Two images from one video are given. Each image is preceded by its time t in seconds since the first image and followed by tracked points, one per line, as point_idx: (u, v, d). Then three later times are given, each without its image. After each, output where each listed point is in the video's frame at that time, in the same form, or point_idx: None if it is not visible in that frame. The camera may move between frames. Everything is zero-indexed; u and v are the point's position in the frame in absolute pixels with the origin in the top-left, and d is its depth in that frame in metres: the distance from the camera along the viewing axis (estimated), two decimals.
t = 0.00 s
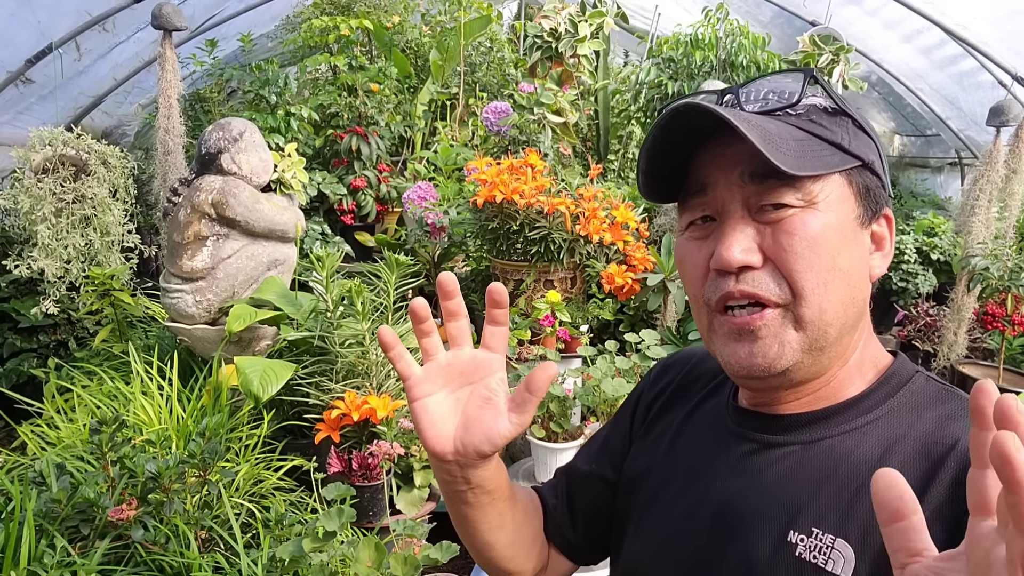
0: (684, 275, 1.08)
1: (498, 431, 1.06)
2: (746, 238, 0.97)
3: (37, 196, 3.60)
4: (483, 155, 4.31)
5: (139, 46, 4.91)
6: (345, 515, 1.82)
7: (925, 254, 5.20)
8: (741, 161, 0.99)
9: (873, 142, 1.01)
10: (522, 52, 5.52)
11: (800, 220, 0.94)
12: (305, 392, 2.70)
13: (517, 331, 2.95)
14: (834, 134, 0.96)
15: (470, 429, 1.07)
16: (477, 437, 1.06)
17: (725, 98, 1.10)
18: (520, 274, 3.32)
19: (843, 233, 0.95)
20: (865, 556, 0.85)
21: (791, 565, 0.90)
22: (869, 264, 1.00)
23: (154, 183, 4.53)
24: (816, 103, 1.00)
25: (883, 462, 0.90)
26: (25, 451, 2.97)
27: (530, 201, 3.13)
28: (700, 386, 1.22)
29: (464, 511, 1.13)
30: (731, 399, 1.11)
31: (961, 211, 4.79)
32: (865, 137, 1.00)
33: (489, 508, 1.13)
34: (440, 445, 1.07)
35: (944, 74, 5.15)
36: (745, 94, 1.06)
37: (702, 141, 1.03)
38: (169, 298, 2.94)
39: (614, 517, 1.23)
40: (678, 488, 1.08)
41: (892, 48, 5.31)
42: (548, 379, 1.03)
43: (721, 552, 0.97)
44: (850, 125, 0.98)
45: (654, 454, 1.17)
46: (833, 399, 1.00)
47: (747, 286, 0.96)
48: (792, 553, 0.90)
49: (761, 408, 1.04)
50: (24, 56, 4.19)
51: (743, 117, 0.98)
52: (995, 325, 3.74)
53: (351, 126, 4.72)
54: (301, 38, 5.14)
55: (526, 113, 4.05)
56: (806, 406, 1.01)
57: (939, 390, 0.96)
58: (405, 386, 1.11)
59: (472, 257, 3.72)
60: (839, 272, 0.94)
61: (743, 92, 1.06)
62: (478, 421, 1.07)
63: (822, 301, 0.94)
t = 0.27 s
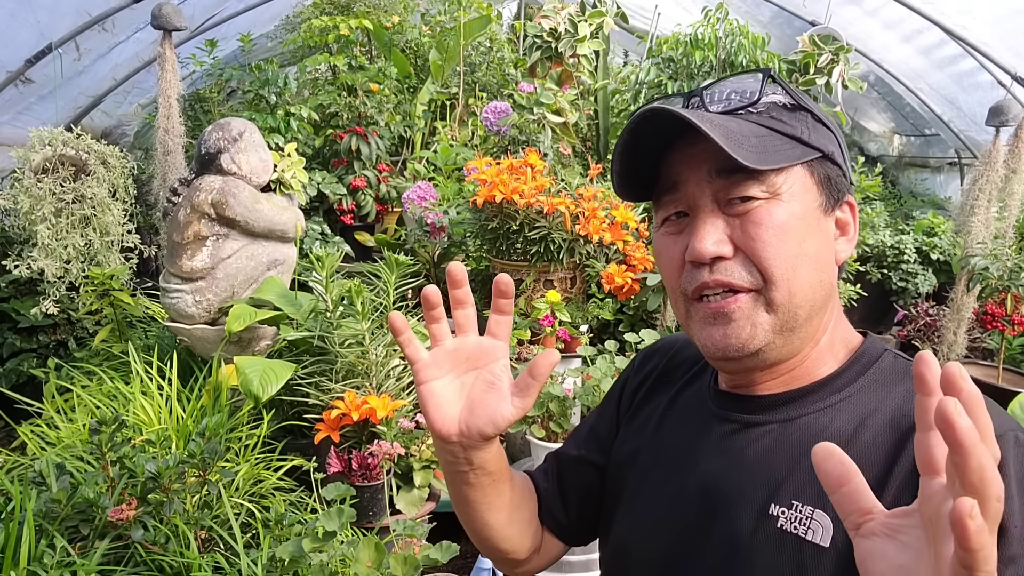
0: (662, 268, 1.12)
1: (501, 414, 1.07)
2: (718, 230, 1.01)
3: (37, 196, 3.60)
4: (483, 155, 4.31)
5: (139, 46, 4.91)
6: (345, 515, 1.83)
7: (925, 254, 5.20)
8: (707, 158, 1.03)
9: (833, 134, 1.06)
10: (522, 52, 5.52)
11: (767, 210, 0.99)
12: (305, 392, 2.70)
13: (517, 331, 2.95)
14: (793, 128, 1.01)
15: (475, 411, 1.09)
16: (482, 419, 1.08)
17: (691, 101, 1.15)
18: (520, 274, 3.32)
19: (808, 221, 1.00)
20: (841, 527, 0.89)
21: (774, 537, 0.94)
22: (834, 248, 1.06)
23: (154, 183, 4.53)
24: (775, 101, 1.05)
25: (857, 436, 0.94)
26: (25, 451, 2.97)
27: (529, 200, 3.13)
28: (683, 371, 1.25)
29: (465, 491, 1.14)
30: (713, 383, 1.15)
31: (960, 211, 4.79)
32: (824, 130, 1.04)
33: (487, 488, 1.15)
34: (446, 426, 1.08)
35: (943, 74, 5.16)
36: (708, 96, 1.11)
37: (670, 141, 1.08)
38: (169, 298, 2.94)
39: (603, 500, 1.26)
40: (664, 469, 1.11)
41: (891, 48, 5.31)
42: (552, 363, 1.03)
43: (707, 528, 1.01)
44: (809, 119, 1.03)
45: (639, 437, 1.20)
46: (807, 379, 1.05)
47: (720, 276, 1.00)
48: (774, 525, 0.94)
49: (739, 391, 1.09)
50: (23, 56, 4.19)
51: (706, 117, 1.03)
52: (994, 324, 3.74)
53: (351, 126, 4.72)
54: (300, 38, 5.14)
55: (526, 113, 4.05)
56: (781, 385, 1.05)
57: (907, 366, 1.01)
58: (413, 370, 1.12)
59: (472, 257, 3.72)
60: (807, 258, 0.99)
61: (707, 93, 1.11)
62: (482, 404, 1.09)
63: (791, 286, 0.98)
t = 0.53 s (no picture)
0: (642, 285, 1.12)
1: (526, 410, 1.06)
2: (693, 252, 1.01)
3: (36, 196, 3.60)
4: (482, 154, 4.31)
5: (138, 46, 4.90)
6: (345, 516, 1.83)
7: (925, 254, 5.20)
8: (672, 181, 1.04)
9: (794, 138, 1.08)
10: (522, 52, 5.51)
11: (739, 226, 0.99)
12: (305, 392, 2.70)
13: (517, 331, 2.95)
14: (753, 144, 1.04)
15: (501, 406, 1.07)
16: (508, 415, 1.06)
17: (653, 127, 1.19)
18: (520, 274, 3.32)
19: (778, 232, 1.01)
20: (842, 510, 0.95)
21: (778, 525, 1.00)
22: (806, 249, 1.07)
23: (154, 183, 4.53)
24: (733, 116, 1.09)
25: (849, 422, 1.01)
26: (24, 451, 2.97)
27: (529, 200, 3.13)
28: (671, 364, 1.28)
29: (477, 496, 1.13)
30: (703, 379, 1.18)
31: (960, 211, 4.79)
32: (786, 135, 1.07)
33: (498, 492, 1.14)
34: (468, 425, 1.07)
35: (943, 74, 5.16)
36: (668, 121, 1.15)
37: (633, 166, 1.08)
38: (169, 298, 2.94)
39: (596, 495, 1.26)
40: (663, 465, 1.14)
41: (891, 48, 5.31)
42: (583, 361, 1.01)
43: (712, 519, 1.06)
44: (767, 129, 1.06)
45: (633, 433, 1.22)
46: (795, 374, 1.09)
47: (700, 298, 1.00)
48: (776, 512, 1.00)
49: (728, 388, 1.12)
50: (23, 56, 4.19)
51: (665, 148, 1.06)
52: (994, 324, 3.74)
53: (351, 126, 4.72)
54: (301, 38, 5.14)
55: (526, 113, 4.05)
56: (770, 382, 1.08)
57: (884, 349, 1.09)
58: (436, 364, 1.09)
59: (472, 257, 3.72)
60: (782, 266, 1.01)
61: (668, 117, 1.16)
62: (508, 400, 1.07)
63: (769, 298, 1.00)
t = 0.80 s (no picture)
0: (658, 292, 1.14)
1: (575, 414, 1.04)
2: (712, 263, 1.03)
3: (37, 197, 3.61)
4: (483, 155, 4.32)
5: (139, 46, 4.90)
6: (345, 515, 1.84)
7: (924, 254, 5.21)
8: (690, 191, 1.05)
9: (813, 143, 1.11)
10: (522, 52, 5.52)
11: (757, 238, 1.02)
12: (305, 392, 2.71)
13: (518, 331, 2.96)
14: (774, 153, 1.07)
15: (549, 409, 1.05)
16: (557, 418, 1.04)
17: (672, 132, 1.20)
18: (521, 274, 3.33)
19: (798, 242, 1.04)
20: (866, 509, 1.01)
21: (803, 526, 1.05)
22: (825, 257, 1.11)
23: (154, 183, 4.53)
24: (753, 122, 1.11)
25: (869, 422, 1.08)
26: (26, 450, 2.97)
27: (529, 200, 3.13)
28: (677, 365, 1.31)
29: (506, 504, 1.10)
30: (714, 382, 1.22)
31: (959, 211, 4.80)
32: (805, 141, 1.10)
33: (525, 501, 1.11)
34: (516, 429, 1.04)
35: (943, 74, 5.16)
36: (686, 126, 1.17)
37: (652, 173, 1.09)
38: (169, 298, 2.94)
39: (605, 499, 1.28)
40: (683, 467, 1.18)
41: (891, 48, 5.31)
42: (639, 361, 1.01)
43: (737, 520, 1.11)
44: (787, 136, 1.09)
45: (646, 437, 1.24)
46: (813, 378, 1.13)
47: (719, 310, 1.03)
48: (802, 513, 1.06)
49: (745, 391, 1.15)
50: (23, 57, 4.20)
51: (685, 158, 1.07)
52: (993, 324, 3.75)
53: (351, 127, 4.72)
54: (301, 38, 5.15)
55: (525, 113, 4.06)
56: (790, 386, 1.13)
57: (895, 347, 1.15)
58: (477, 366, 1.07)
59: (472, 257, 3.73)
60: (800, 278, 1.04)
61: (685, 122, 1.18)
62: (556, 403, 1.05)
63: (788, 311, 1.03)
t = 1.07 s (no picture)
0: (685, 283, 1.17)
1: (588, 438, 1.04)
2: (748, 253, 1.07)
3: (37, 197, 3.61)
4: (482, 155, 4.32)
5: (138, 46, 4.90)
6: (344, 515, 1.85)
7: (924, 254, 5.21)
8: (732, 174, 1.08)
9: (857, 142, 1.14)
10: (521, 52, 5.52)
11: (796, 229, 1.05)
12: (305, 392, 2.70)
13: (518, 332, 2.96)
14: (819, 144, 1.09)
15: (561, 435, 1.05)
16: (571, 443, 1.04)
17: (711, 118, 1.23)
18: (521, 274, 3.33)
19: (837, 238, 1.07)
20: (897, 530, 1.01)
21: (830, 544, 1.04)
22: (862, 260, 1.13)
23: (153, 183, 4.53)
24: (800, 113, 1.14)
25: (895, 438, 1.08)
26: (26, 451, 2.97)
27: (529, 201, 3.14)
28: (689, 377, 1.34)
29: (515, 524, 1.10)
30: (731, 393, 1.23)
31: (959, 211, 4.80)
32: (849, 137, 1.12)
33: (536, 520, 1.11)
34: (524, 457, 1.04)
35: (943, 75, 5.16)
36: (729, 112, 1.19)
37: (695, 153, 1.12)
38: (169, 298, 2.95)
39: (615, 512, 1.28)
40: (701, 480, 1.18)
41: (890, 48, 5.31)
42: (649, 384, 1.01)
43: (759, 535, 1.10)
44: (832, 130, 1.11)
45: (661, 448, 1.26)
46: (838, 387, 1.15)
47: (749, 300, 1.06)
48: (829, 531, 1.05)
49: (767, 400, 1.18)
50: (23, 57, 4.20)
51: (732, 139, 1.10)
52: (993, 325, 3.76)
53: (351, 127, 4.72)
54: (301, 38, 5.16)
55: (525, 114, 4.06)
56: (814, 396, 1.15)
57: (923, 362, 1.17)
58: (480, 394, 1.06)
59: (472, 257, 3.72)
60: (836, 277, 1.06)
61: (727, 108, 1.20)
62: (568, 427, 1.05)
63: (823, 305, 1.05)
